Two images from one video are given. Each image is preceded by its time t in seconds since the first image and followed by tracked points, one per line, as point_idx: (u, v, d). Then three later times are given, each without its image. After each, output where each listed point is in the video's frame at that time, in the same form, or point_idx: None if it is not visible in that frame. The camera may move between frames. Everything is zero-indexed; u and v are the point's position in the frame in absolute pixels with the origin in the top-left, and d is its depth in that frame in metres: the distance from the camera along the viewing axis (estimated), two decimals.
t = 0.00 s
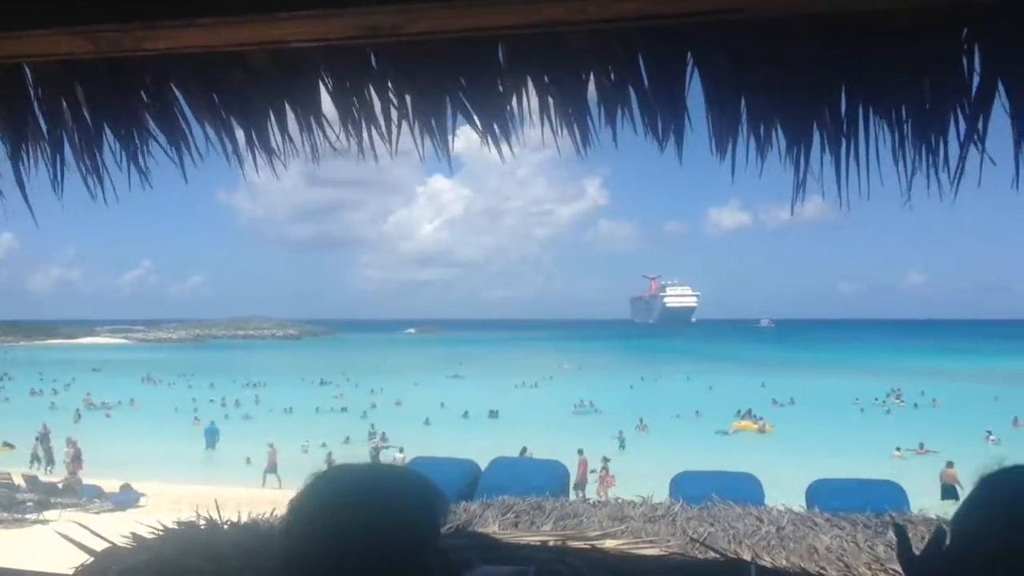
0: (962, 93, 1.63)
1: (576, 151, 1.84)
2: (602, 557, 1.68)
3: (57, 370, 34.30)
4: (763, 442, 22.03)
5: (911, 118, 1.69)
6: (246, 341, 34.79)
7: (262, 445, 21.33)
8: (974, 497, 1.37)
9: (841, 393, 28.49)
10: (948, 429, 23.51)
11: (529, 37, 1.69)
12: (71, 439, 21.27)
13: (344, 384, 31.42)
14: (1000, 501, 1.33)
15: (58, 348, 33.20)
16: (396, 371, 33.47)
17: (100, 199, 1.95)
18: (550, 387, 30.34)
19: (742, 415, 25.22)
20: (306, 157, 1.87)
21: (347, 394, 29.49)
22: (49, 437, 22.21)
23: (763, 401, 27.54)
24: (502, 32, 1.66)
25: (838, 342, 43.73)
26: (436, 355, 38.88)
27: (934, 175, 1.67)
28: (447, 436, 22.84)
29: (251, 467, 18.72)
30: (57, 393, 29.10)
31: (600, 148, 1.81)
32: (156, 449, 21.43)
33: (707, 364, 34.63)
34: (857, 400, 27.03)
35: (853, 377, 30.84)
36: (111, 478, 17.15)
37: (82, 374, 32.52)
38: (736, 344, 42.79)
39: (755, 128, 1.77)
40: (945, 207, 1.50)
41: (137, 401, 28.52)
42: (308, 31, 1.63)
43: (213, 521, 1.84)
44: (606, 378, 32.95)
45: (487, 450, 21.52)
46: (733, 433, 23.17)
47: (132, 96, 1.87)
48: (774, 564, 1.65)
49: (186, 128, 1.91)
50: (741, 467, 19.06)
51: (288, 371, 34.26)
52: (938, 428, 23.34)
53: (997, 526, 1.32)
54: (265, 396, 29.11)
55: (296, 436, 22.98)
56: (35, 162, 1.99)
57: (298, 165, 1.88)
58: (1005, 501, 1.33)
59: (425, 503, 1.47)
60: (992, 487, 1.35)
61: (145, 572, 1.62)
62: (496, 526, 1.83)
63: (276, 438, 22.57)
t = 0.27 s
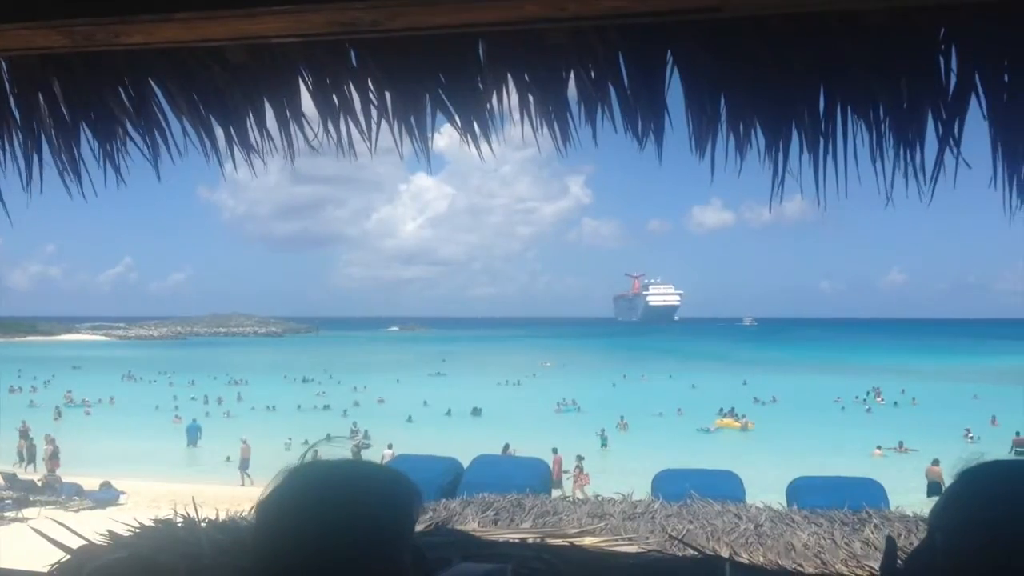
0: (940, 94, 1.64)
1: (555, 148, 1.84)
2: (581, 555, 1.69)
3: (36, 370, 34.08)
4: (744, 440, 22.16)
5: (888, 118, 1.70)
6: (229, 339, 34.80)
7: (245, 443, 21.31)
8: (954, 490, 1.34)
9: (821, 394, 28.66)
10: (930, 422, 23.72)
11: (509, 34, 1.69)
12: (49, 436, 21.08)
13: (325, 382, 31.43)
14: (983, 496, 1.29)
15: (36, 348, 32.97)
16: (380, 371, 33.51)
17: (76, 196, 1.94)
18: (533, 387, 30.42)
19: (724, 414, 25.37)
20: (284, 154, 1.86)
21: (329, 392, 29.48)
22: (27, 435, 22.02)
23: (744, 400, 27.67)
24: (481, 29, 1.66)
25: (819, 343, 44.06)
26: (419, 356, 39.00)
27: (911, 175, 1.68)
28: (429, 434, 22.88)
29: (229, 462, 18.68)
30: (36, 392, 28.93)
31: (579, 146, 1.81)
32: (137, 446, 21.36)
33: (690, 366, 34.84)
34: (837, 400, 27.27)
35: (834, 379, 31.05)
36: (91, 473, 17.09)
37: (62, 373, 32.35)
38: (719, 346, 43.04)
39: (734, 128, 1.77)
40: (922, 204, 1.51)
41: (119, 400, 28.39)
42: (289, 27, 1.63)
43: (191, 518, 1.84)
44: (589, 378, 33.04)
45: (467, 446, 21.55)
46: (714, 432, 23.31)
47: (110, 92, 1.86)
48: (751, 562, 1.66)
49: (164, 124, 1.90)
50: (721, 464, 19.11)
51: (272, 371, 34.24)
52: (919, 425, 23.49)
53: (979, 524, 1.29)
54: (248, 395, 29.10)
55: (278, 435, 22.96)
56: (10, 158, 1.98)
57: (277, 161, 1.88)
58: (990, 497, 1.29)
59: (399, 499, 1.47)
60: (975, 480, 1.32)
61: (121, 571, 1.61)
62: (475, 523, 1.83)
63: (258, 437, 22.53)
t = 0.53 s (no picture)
0: (911, 93, 1.66)
1: (531, 146, 1.84)
2: (557, 555, 1.69)
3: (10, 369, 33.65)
4: (723, 439, 22.15)
5: (861, 117, 1.71)
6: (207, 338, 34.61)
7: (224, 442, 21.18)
8: (928, 491, 1.28)
9: (801, 393, 28.73)
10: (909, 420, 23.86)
11: (485, 34, 1.69)
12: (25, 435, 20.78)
13: (305, 381, 31.34)
14: (959, 498, 1.24)
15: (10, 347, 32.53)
16: (360, 371, 33.38)
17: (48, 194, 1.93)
18: (513, 387, 30.38)
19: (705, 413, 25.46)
20: (260, 152, 1.86)
21: (308, 391, 29.37)
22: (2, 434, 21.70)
23: (724, 399, 27.70)
24: (457, 28, 1.66)
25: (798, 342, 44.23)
26: (399, 355, 38.90)
27: (882, 174, 1.70)
28: (409, 434, 22.79)
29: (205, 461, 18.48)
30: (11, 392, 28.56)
31: (554, 144, 1.81)
32: (114, 445, 21.18)
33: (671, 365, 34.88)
34: (816, 399, 27.47)
35: (814, 378, 31.17)
36: (65, 474, 16.87)
37: (38, 373, 31.98)
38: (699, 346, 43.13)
39: (708, 127, 1.78)
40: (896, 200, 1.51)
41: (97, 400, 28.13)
42: (264, 25, 1.62)
43: (164, 519, 1.83)
44: (570, 377, 33.00)
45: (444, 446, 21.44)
46: (694, 430, 23.41)
47: (83, 89, 1.85)
48: (727, 560, 1.67)
49: (137, 123, 1.90)
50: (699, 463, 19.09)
51: (252, 370, 34.09)
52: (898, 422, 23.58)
53: (953, 527, 1.23)
54: (228, 395, 28.92)
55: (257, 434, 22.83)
56: None
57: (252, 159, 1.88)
58: (967, 500, 1.23)
59: (368, 501, 1.45)
60: (948, 479, 1.26)
61: (92, 570, 1.60)
62: (452, 523, 1.83)
63: (238, 436, 22.39)
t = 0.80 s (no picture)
0: (891, 94, 1.68)
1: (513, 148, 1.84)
2: (538, 557, 1.69)
3: None
4: (706, 441, 22.07)
5: (840, 117, 1.72)
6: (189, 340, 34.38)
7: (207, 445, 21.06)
8: (906, 488, 1.23)
9: (784, 394, 28.70)
10: (891, 417, 23.90)
11: (466, 36, 1.70)
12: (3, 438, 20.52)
13: (289, 383, 31.21)
14: (936, 491, 1.19)
15: None
16: (344, 373, 33.20)
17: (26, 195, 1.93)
18: (497, 389, 30.27)
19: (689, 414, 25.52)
20: (241, 153, 1.86)
21: (292, 393, 29.24)
22: None
23: (708, 400, 27.64)
24: (438, 31, 1.67)
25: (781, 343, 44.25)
26: (383, 357, 38.77)
27: (861, 174, 1.71)
28: (391, 436, 22.67)
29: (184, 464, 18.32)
30: None
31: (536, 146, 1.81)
32: (94, 448, 20.99)
33: (655, 366, 34.83)
34: (800, 400, 27.57)
35: (797, 379, 31.18)
36: (41, 476, 16.65)
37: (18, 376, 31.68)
38: (684, 346, 43.13)
39: (690, 129, 1.79)
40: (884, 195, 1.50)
41: (78, 403, 27.90)
42: (246, 25, 1.62)
43: (144, 523, 1.82)
44: (555, 378, 32.89)
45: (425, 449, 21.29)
46: (678, 431, 23.46)
47: (61, 90, 1.84)
48: (708, 562, 1.67)
49: (118, 124, 1.90)
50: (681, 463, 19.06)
51: (237, 372, 33.91)
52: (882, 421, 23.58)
53: (928, 522, 1.19)
54: (211, 398, 28.72)
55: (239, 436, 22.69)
56: None
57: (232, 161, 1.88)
58: (942, 494, 1.19)
59: (344, 501, 1.44)
60: (927, 475, 1.22)
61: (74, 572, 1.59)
62: (434, 526, 1.82)
63: (220, 438, 22.25)
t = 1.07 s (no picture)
0: (862, 95, 1.69)
1: (488, 149, 1.83)
2: (513, 560, 1.69)
3: None
4: (682, 443, 21.98)
5: (812, 118, 1.73)
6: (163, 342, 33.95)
7: (180, 447, 20.78)
8: (869, 492, 1.25)
9: (759, 396, 28.69)
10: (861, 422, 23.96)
11: (441, 37, 1.69)
12: None
13: (263, 386, 30.89)
14: (897, 493, 1.21)
15: None
16: (320, 375, 32.92)
17: None
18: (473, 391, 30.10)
19: (665, 415, 25.57)
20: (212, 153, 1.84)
21: (266, 395, 28.93)
22: None
23: (683, 403, 27.54)
24: (412, 32, 1.66)
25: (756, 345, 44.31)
26: (360, 360, 38.50)
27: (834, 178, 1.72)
28: (365, 439, 22.44)
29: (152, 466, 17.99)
30: None
31: (511, 147, 1.80)
32: (63, 451, 20.59)
33: (632, 369, 34.78)
34: (775, 400, 27.73)
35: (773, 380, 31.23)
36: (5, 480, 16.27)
37: None
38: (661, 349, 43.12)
39: (664, 132, 1.80)
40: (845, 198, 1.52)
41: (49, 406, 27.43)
42: (214, 26, 1.60)
43: (114, 526, 1.80)
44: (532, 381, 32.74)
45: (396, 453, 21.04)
46: (654, 433, 23.50)
47: (29, 89, 1.83)
48: (681, 565, 1.68)
49: (86, 123, 1.88)
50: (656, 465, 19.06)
51: (213, 375, 33.56)
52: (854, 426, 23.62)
53: (887, 523, 1.20)
54: (186, 400, 28.36)
55: (213, 438, 22.40)
56: None
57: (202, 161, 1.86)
58: (904, 494, 1.21)
59: (316, 501, 1.44)
60: (888, 478, 1.24)
61: None
62: (407, 528, 1.82)
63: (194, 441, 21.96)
